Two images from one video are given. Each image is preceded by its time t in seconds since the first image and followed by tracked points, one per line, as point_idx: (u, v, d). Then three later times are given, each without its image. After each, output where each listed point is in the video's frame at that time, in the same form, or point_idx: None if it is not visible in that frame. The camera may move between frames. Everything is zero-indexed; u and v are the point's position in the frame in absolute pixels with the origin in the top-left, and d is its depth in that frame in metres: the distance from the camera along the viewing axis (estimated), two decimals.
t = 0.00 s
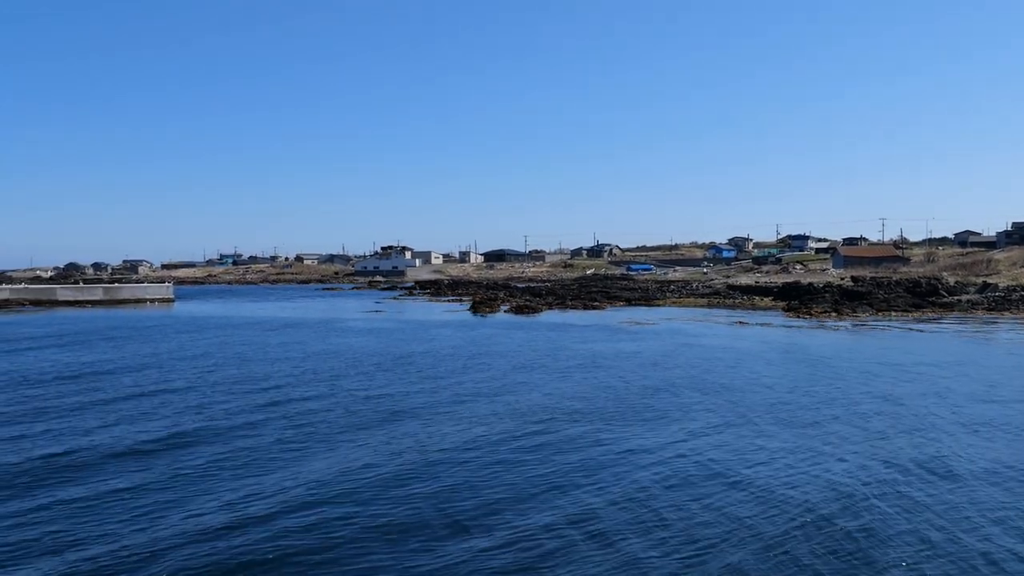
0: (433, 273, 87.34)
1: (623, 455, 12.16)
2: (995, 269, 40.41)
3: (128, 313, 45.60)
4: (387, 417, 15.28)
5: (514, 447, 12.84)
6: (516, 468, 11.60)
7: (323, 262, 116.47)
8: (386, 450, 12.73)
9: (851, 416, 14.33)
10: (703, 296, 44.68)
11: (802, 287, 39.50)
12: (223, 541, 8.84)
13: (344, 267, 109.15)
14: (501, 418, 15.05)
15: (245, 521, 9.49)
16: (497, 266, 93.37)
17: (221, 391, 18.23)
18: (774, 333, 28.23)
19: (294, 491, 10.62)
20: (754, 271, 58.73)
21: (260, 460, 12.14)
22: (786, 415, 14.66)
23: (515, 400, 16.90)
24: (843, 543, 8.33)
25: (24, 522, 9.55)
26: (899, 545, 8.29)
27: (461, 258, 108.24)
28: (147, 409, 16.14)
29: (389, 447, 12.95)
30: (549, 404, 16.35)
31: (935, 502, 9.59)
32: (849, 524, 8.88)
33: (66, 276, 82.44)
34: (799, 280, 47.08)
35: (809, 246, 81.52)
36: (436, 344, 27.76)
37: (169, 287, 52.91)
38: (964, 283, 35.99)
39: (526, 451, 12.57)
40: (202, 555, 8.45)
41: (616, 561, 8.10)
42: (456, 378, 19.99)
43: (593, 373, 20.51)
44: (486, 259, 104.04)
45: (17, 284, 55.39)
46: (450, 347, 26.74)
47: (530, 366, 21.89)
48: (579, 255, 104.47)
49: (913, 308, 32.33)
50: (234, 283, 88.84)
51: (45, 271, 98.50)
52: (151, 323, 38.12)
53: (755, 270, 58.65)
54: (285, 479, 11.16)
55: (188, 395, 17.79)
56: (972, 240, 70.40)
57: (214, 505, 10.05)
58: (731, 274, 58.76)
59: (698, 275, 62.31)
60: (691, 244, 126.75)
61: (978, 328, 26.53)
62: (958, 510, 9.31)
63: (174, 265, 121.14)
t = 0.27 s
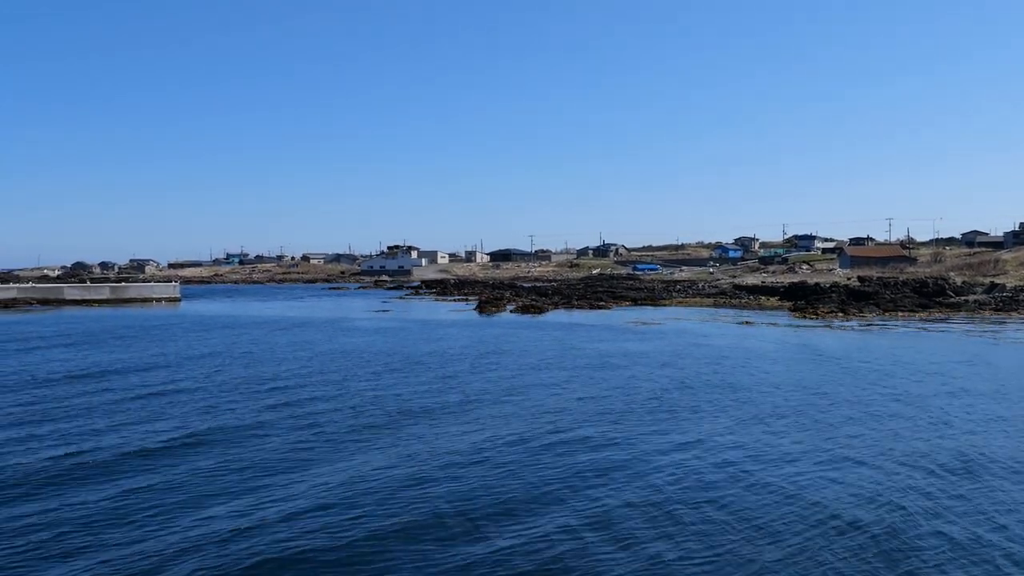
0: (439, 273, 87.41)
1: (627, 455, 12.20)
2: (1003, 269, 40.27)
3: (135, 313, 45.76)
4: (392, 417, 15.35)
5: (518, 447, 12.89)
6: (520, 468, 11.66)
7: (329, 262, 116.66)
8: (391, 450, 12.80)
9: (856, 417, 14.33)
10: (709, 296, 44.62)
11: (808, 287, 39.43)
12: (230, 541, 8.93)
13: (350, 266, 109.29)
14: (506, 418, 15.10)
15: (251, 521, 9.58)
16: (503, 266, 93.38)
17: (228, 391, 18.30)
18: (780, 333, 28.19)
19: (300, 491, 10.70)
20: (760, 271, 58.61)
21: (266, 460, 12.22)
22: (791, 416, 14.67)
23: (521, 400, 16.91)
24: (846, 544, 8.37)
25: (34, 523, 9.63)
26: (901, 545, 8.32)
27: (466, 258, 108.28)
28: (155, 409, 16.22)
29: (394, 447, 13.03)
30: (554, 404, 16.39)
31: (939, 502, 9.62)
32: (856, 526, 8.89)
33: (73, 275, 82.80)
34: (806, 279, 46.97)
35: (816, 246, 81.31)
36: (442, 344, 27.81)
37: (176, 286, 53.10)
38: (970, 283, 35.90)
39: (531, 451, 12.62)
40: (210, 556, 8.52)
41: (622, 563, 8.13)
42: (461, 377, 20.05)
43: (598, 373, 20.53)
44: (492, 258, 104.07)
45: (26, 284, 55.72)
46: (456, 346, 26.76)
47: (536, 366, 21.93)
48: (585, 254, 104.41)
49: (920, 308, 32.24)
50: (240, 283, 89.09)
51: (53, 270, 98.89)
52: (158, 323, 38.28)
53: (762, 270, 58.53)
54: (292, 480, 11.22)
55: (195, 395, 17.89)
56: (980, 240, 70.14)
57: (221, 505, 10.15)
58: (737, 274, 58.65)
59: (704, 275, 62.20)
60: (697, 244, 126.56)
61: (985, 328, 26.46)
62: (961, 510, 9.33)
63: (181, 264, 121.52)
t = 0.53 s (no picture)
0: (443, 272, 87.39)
1: (635, 455, 12.15)
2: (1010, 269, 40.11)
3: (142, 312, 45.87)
4: (398, 416, 15.32)
5: (525, 446, 12.84)
6: (527, 467, 11.61)
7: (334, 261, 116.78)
8: (398, 449, 12.78)
9: (864, 417, 14.28)
10: (714, 296, 44.51)
11: (814, 287, 39.31)
12: (238, 538, 8.90)
13: (355, 266, 109.35)
14: (512, 417, 15.06)
15: (259, 519, 9.55)
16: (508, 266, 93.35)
17: (235, 391, 18.28)
18: (787, 333, 28.10)
19: (308, 488, 10.68)
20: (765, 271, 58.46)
21: (273, 458, 12.20)
22: (798, 416, 14.61)
23: (527, 399, 16.86)
24: (858, 547, 8.32)
25: (41, 520, 9.62)
26: (914, 548, 8.27)
27: (471, 258, 108.29)
28: (161, 408, 16.23)
29: (400, 445, 13.00)
30: (561, 403, 16.34)
31: (950, 504, 9.57)
32: (870, 530, 8.81)
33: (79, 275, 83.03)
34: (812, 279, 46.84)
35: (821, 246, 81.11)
36: (447, 343, 27.79)
37: (181, 285, 53.18)
38: (977, 283, 35.76)
39: (538, 450, 12.58)
40: (220, 554, 8.47)
41: (630, 563, 8.08)
42: (466, 377, 20.02)
43: (604, 372, 20.48)
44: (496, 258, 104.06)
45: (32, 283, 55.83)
46: (462, 346, 26.70)
47: (541, 365, 21.90)
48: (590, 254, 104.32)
49: (927, 308, 32.13)
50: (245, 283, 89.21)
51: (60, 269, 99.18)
52: (164, 322, 38.31)
53: (767, 270, 58.38)
54: (300, 477, 11.19)
55: (201, 394, 17.88)
56: (985, 240, 69.92)
57: (229, 503, 10.12)
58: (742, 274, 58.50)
59: (709, 275, 62.06)
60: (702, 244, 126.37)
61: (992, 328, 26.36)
62: (973, 512, 9.28)
63: (186, 263, 121.79)
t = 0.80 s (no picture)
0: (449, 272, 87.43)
1: (642, 455, 12.17)
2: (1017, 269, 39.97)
3: (148, 312, 46.07)
4: (405, 416, 15.37)
5: (532, 446, 12.88)
6: (534, 467, 11.65)
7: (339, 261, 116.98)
8: (405, 449, 12.83)
9: (870, 417, 14.28)
10: (720, 296, 44.45)
11: (820, 287, 39.23)
12: (247, 540, 8.96)
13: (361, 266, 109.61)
14: (518, 417, 15.10)
15: (268, 520, 9.61)
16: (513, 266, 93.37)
17: (242, 391, 18.35)
18: (792, 333, 28.05)
19: (316, 489, 10.74)
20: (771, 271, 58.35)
21: (281, 459, 12.26)
22: (804, 416, 14.61)
23: (534, 399, 16.88)
24: (865, 549, 8.35)
25: (52, 520, 9.70)
26: (921, 550, 8.30)
27: (476, 258, 108.36)
28: (169, 408, 16.31)
29: (407, 445, 13.05)
30: (567, 403, 16.38)
31: (957, 507, 9.59)
32: (877, 532, 8.83)
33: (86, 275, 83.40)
34: (818, 279, 46.74)
35: (827, 245, 80.90)
36: (452, 343, 27.83)
37: (187, 285, 53.36)
38: (984, 283, 35.66)
39: (545, 450, 12.62)
40: (230, 555, 8.53)
41: (637, 564, 8.11)
42: (472, 376, 20.07)
43: (610, 372, 20.50)
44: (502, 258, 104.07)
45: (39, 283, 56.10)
46: (468, 346, 26.73)
47: (547, 365, 21.92)
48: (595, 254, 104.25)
49: (933, 308, 32.04)
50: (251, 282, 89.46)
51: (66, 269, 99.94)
52: (170, 321, 38.45)
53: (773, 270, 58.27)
54: (307, 478, 11.25)
55: (209, 394, 17.95)
56: (992, 240, 69.66)
57: (238, 503, 10.18)
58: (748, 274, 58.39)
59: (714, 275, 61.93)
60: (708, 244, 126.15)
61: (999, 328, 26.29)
62: (980, 515, 9.29)
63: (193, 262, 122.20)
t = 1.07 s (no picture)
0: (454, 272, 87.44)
1: (649, 455, 12.18)
2: None
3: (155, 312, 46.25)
4: (412, 416, 15.41)
5: (539, 446, 12.90)
6: (541, 468, 11.68)
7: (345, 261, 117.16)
8: (411, 449, 12.87)
9: (878, 417, 14.25)
10: (726, 296, 44.37)
11: (827, 287, 39.15)
12: (255, 541, 9.01)
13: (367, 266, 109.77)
14: (525, 417, 15.12)
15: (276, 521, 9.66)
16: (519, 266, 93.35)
17: (249, 391, 18.42)
18: (799, 333, 28.00)
19: (323, 490, 10.80)
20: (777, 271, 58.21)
21: (289, 459, 12.32)
22: (811, 415, 14.60)
23: (540, 399, 16.91)
24: (871, 549, 8.35)
25: (62, 521, 9.78)
26: (926, 550, 8.31)
27: (482, 257, 108.35)
28: (177, 409, 16.39)
29: (414, 446, 13.09)
30: (574, 403, 16.39)
31: (964, 507, 9.58)
32: (884, 532, 8.83)
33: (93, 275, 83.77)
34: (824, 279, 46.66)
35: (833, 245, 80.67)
36: (458, 343, 27.86)
37: (194, 284, 53.51)
38: (991, 283, 35.52)
39: (551, 450, 12.63)
40: (239, 556, 8.59)
41: (643, 564, 8.13)
42: (478, 377, 20.09)
43: (615, 372, 20.52)
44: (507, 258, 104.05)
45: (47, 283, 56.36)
46: (474, 346, 26.77)
47: (553, 365, 21.94)
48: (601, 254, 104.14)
49: (940, 308, 31.93)
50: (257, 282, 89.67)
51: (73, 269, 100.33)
52: (178, 321, 38.59)
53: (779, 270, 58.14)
54: (315, 479, 11.30)
55: (216, 394, 18.03)
56: (999, 240, 69.36)
57: (246, 504, 10.24)
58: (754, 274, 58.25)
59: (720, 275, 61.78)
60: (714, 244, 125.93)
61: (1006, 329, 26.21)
62: (987, 515, 9.27)
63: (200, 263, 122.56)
